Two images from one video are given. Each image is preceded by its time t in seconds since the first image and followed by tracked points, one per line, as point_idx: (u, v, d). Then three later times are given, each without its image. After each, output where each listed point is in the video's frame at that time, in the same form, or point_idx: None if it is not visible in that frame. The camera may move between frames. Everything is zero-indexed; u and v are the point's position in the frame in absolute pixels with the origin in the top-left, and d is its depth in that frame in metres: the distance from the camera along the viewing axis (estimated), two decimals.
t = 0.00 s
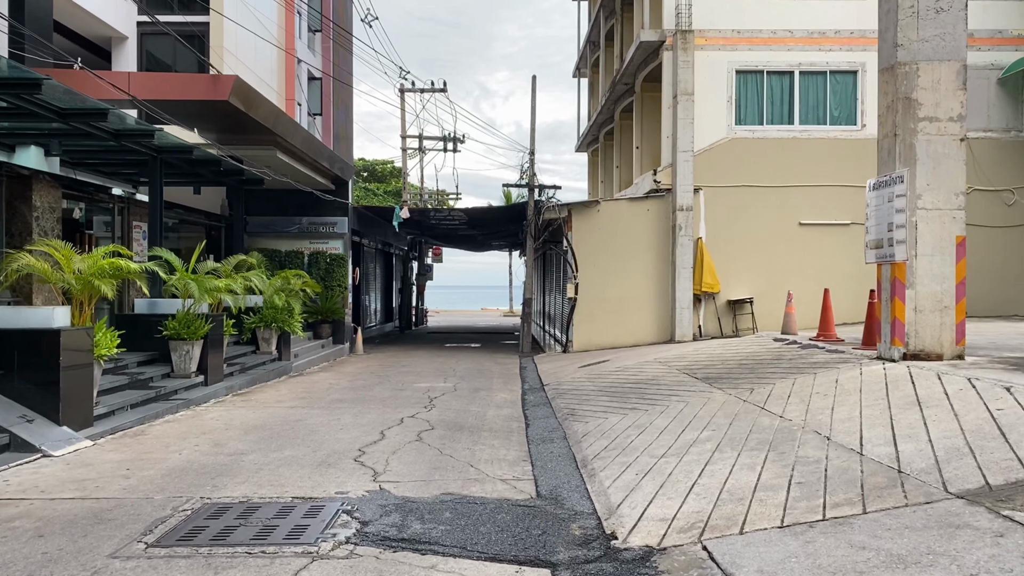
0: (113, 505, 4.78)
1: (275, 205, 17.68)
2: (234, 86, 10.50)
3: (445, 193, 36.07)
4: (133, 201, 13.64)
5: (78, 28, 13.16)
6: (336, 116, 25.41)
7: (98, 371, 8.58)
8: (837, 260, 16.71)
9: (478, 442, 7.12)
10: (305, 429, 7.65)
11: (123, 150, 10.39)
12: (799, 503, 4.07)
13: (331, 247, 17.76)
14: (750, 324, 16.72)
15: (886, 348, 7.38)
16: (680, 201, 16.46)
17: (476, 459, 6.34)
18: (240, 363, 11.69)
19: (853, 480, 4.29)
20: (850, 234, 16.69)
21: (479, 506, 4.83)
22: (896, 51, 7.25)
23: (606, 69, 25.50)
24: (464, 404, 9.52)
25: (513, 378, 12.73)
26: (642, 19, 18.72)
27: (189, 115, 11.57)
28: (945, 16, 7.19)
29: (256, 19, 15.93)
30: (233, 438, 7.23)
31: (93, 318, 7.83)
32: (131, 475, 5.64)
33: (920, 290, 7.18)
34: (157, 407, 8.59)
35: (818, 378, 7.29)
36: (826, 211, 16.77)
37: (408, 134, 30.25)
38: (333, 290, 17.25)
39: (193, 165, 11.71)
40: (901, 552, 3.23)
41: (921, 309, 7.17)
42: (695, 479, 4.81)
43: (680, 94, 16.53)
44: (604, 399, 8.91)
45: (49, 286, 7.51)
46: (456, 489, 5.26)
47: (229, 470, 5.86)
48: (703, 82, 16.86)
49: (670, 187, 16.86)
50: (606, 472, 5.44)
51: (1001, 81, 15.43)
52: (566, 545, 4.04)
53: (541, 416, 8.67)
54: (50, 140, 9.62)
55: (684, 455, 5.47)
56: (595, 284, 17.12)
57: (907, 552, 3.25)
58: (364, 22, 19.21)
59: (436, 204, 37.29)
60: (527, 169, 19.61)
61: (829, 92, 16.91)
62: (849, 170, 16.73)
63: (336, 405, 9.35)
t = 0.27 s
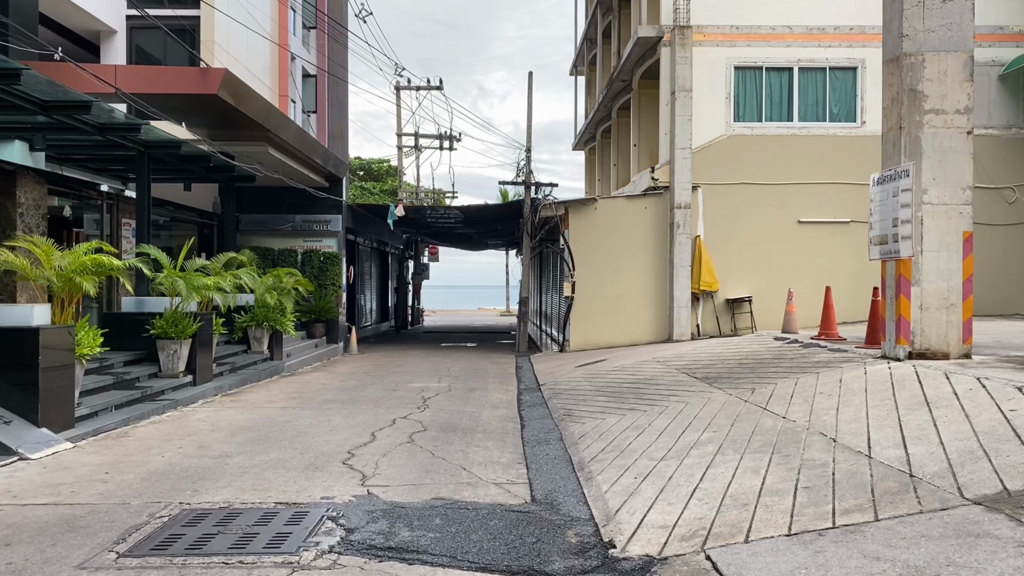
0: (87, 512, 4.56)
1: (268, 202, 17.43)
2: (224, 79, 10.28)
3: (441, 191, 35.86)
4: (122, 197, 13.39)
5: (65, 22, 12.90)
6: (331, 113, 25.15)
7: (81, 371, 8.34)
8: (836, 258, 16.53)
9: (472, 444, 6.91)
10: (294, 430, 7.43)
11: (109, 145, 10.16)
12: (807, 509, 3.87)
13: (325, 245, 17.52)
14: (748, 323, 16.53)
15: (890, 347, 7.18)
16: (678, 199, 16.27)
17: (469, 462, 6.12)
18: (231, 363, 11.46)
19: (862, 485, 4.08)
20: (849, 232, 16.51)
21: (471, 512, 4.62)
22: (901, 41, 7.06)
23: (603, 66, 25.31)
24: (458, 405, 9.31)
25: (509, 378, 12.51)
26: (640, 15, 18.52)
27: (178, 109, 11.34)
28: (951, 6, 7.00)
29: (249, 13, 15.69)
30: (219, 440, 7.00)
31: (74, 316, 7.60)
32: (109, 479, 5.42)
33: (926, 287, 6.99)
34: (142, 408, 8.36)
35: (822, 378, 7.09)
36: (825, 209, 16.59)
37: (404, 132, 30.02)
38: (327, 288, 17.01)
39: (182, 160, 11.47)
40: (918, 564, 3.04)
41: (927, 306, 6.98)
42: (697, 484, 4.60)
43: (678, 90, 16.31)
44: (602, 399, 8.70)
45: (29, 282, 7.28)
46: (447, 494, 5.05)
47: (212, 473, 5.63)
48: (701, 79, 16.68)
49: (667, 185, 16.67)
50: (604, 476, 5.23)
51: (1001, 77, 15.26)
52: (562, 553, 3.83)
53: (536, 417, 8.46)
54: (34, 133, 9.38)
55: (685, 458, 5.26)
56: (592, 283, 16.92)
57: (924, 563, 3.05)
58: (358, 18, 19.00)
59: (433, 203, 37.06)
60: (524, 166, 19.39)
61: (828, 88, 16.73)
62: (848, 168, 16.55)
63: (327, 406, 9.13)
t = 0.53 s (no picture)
0: (59, 528, 4.34)
1: (262, 203, 17.20)
2: (213, 77, 10.07)
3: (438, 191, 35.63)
4: (111, 197, 13.15)
5: (52, 20, 12.66)
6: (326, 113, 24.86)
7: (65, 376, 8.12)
8: (837, 259, 16.36)
9: (466, 452, 6.71)
10: (282, 438, 7.21)
11: (95, 144, 9.94)
12: (816, 527, 3.66)
13: (319, 246, 17.31)
14: (748, 324, 16.36)
15: (896, 352, 6.98)
16: (676, 199, 16.07)
17: (462, 472, 5.91)
18: (221, 366, 11.24)
19: (873, 500, 3.88)
20: (850, 233, 16.33)
21: (463, 528, 4.41)
22: (907, 37, 6.86)
23: (601, 66, 25.13)
24: (452, 410, 9.10)
25: (505, 381, 12.31)
26: (638, 14, 18.32)
27: (167, 108, 11.13)
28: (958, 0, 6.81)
29: (241, 11, 15.48)
30: (204, 448, 6.78)
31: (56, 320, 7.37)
32: (85, 491, 5.19)
33: (933, 290, 6.79)
34: (126, 413, 8.13)
35: (826, 383, 6.89)
36: (825, 209, 16.41)
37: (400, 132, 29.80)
38: (321, 290, 16.79)
39: (171, 160, 11.25)
40: None
41: (933, 310, 6.79)
42: (699, 498, 4.40)
43: (676, 89, 16.09)
44: (599, 404, 8.50)
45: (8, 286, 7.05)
46: (438, 507, 4.84)
47: (193, 485, 5.41)
48: (700, 78, 16.51)
49: (666, 185, 16.49)
50: (602, 487, 5.02)
51: (1003, 76, 15.07)
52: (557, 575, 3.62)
53: (532, 423, 8.25)
54: (17, 132, 9.16)
55: (686, 469, 5.05)
56: (590, 284, 16.72)
57: None
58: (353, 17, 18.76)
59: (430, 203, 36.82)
60: (521, 166, 19.18)
61: (828, 87, 16.56)
62: (848, 167, 16.37)
63: (319, 411, 8.91)
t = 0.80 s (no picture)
0: (35, 540, 4.15)
1: (257, 202, 17.01)
2: (205, 73, 9.88)
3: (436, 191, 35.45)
4: (104, 196, 12.97)
5: (43, 16, 12.45)
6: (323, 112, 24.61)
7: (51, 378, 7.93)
8: (838, 259, 16.20)
9: (462, 457, 6.53)
10: (274, 442, 7.02)
11: (85, 141, 9.76)
12: (829, 540, 3.48)
13: (315, 245, 17.11)
14: (748, 325, 16.19)
15: (903, 354, 6.80)
16: (676, 198, 15.90)
17: (458, 478, 5.72)
18: (214, 368, 11.04)
19: (887, 510, 3.71)
20: (851, 233, 16.16)
21: (459, 538, 4.22)
22: (915, 31, 6.69)
23: (600, 65, 24.97)
24: (449, 412, 8.91)
25: (503, 383, 12.12)
26: (638, 11, 18.15)
27: (159, 105, 10.94)
28: None
29: (236, 8, 15.27)
30: (193, 453, 6.59)
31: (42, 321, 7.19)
32: (67, 500, 5.00)
33: (942, 290, 6.62)
34: (115, 417, 7.94)
35: (832, 386, 6.72)
36: (826, 209, 16.24)
37: (398, 132, 29.61)
38: (318, 290, 16.60)
39: (163, 158, 11.06)
40: None
41: (942, 311, 6.61)
42: (704, 507, 4.22)
43: (676, 88, 15.93)
44: (599, 407, 8.32)
45: None
46: (433, 516, 4.66)
47: (179, 493, 5.22)
48: (700, 77, 16.35)
49: (666, 184, 16.32)
50: (602, 495, 4.84)
51: (1006, 75, 14.88)
52: None
53: (531, 427, 8.06)
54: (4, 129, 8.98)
55: (689, 476, 4.88)
56: (588, 284, 16.55)
57: None
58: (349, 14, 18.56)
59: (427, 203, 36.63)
60: (519, 166, 19.00)
61: (830, 86, 16.40)
62: (850, 167, 16.21)
63: (313, 414, 8.72)
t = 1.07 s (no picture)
0: (16, 552, 3.97)
1: (253, 202, 16.81)
2: (199, 69, 9.70)
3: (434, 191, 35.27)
4: (97, 195, 12.78)
5: (35, 12, 12.27)
6: (320, 111, 24.39)
7: (41, 381, 7.75)
8: (840, 259, 16.05)
9: (461, 462, 6.36)
10: (268, 447, 6.84)
11: (76, 139, 9.58)
12: (848, 555, 3.32)
13: (312, 245, 16.92)
14: (749, 326, 16.03)
15: (913, 356, 6.63)
16: (677, 198, 15.74)
17: (457, 486, 5.55)
18: (208, 369, 10.85)
19: (907, 522, 3.54)
20: (853, 233, 16.01)
21: (459, 550, 4.06)
22: (925, 26, 6.53)
23: (600, 64, 24.82)
24: (448, 416, 8.76)
25: (502, 385, 11.95)
26: (637, 10, 18.01)
27: (153, 103, 10.75)
28: None
29: (232, 5, 15.08)
30: (184, 458, 6.41)
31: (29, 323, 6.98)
32: (51, 509, 4.83)
33: (952, 291, 6.47)
34: (106, 420, 7.76)
35: (840, 390, 6.56)
36: (828, 209, 16.09)
37: (396, 131, 29.45)
38: (314, 290, 16.41)
39: (156, 157, 10.87)
40: None
41: (952, 313, 6.45)
42: (714, 517, 4.06)
43: (677, 86, 15.78)
44: (601, 410, 8.15)
45: None
46: (431, 526, 4.48)
47: (169, 501, 5.05)
48: (700, 75, 16.21)
49: (666, 184, 16.16)
50: (607, 504, 4.68)
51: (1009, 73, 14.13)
52: None
53: (531, 431, 7.88)
54: None
55: (696, 484, 4.71)
56: (588, 284, 16.39)
57: None
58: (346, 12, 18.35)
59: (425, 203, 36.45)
60: (518, 165, 18.83)
61: (831, 84, 16.25)
62: (851, 166, 16.06)
63: (308, 417, 8.54)
